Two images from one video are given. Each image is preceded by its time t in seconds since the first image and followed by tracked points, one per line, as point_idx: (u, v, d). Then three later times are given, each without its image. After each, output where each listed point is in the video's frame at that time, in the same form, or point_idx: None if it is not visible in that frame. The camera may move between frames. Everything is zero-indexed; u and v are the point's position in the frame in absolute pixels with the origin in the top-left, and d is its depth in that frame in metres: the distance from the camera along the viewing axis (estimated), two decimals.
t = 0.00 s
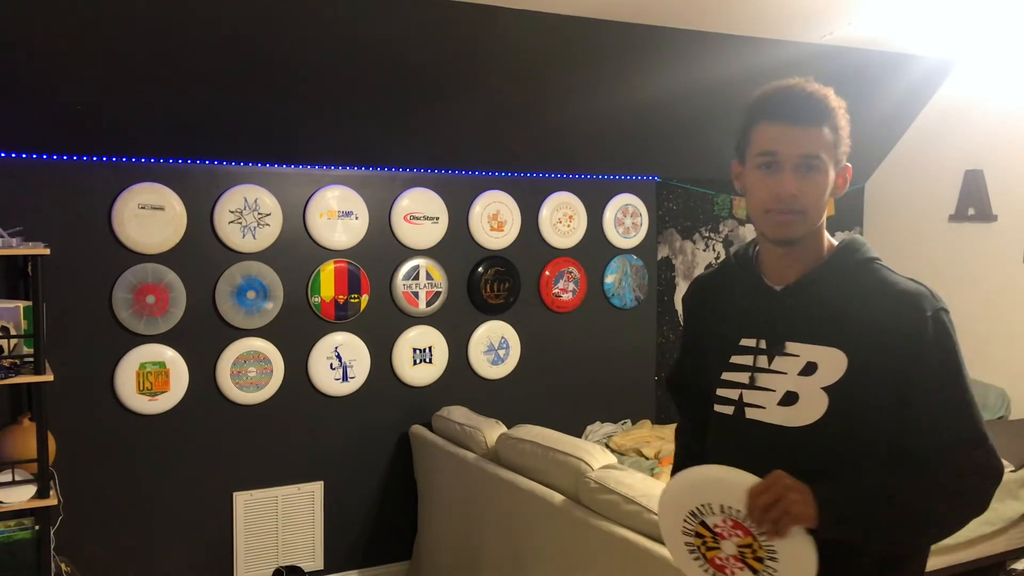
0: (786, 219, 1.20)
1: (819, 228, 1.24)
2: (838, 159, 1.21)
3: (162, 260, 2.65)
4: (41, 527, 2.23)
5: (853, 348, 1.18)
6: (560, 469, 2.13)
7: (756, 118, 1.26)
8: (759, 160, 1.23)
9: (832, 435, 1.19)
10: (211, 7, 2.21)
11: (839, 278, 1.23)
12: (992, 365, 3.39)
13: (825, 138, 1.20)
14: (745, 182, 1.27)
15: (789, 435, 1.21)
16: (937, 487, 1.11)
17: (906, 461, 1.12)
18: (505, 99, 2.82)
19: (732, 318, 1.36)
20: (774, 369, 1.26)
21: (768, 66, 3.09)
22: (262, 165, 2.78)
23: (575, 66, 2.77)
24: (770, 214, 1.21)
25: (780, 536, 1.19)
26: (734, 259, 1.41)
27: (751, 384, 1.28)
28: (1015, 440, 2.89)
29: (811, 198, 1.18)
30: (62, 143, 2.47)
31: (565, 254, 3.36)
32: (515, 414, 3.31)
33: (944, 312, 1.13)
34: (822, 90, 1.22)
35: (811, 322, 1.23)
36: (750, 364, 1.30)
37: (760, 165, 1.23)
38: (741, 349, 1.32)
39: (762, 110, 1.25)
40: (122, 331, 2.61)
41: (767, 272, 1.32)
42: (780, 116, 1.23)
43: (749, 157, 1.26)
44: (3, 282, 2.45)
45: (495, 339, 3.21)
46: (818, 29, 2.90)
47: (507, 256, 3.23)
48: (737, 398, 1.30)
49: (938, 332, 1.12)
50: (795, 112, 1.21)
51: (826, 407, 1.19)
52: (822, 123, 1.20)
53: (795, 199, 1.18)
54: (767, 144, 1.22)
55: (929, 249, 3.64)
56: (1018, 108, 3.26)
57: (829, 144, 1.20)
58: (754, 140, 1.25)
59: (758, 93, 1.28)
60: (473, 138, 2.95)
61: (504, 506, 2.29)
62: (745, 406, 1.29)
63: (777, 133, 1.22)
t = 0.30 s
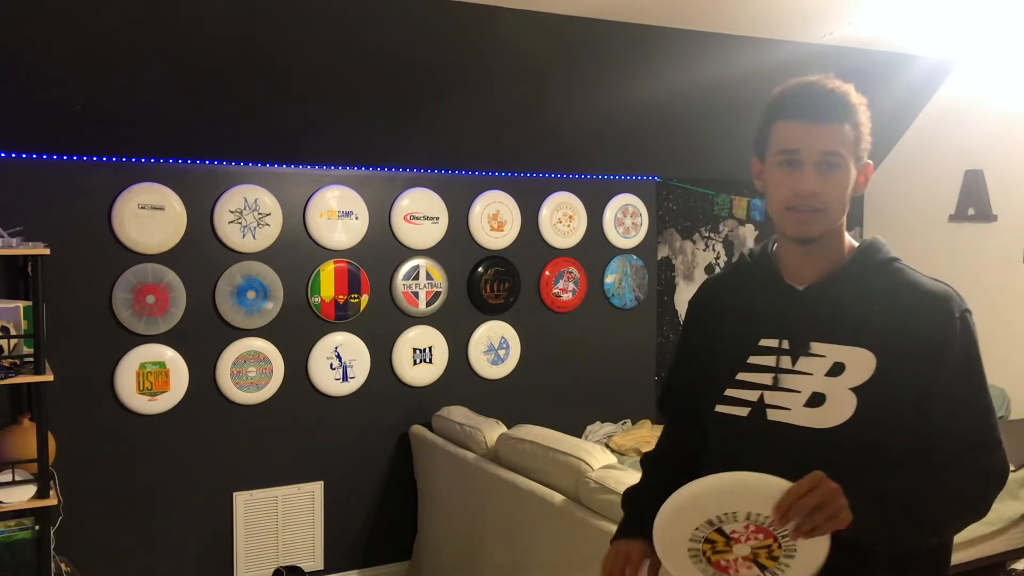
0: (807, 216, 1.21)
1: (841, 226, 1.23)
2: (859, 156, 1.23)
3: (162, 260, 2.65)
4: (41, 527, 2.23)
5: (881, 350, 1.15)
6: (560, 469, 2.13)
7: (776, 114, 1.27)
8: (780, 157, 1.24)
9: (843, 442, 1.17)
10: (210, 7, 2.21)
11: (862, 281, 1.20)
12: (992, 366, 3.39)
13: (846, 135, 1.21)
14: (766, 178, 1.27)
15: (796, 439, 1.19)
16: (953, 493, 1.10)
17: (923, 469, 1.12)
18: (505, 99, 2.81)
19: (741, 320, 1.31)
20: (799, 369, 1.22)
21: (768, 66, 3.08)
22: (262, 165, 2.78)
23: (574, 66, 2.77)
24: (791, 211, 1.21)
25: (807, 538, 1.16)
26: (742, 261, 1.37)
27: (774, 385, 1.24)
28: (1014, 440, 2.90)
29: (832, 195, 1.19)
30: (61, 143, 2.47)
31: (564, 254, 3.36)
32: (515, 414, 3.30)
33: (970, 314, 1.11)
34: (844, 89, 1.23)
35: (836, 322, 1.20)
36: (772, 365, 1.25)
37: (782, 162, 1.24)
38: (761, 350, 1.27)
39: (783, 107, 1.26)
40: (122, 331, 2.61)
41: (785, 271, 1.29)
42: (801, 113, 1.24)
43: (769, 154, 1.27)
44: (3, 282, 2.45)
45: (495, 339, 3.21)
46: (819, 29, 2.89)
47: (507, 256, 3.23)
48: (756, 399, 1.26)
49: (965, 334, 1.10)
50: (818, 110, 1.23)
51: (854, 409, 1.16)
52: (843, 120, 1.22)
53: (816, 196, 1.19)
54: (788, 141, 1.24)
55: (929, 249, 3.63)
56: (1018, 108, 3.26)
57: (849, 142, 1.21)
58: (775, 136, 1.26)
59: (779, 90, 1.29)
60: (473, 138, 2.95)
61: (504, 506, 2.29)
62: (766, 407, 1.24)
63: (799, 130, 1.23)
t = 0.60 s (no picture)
0: (832, 211, 1.13)
1: (865, 223, 1.15)
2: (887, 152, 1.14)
3: (162, 260, 2.65)
4: (41, 527, 2.23)
5: (909, 349, 1.09)
6: (560, 469, 2.13)
7: (800, 107, 1.18)
8: (804, 151, 1.16)
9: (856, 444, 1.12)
10: (211, 7, 2.21)
11: (885, 282, 1.14)
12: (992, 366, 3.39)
13: (873, 130, 1.13)
14: (787, 174, 1.18)
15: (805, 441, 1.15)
16: (959, 493, 1.09)
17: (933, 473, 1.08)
18: (505, 99, 2.82)
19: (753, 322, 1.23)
20: (823, 370, 1.15)
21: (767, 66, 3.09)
22: (262, 165, 2.78)
23: (575, 66, 2.77)
24: (815, 206, 1.14)
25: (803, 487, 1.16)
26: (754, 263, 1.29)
27: (798, 387, 1.17)
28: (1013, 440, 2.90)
29: (858, 192, 1.11)
30: (61, 143, 2.47)
31: (564, 254, 3.36)
32: (515, 413, 3.30)
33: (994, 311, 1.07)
34: (872, 82, 1.14)
35: (861, 322, 1.13)
36: (795, 366, 1.17)
37: (805, 156, 1.15)
38: (781, 351, 1.19)
39: (807, 99, 1.17)
40: (122, 331, 2.61)
41: (803, 268, 1.21)
42: (828, 106, 1.15)
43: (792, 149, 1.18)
44: (3, 283, 2.45)
45: (495, 339, 3.21)
46: (818, 29, 2.90)
47: (507, 256, 3.23)
48: (780, 401, 1.19)
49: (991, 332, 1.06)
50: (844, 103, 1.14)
51: (883, 407, 1.10)
52: (872, 115, 1.13)
53: (842, 191, 1.11)
54: (812, 135, 1.15)
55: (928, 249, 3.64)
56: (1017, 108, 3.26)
57: (878, 136, 1.13)
58: (798, 129, 1.17)
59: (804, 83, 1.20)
60: (473, 138, 2.95)
61: (504, 506, 2.29)
62: (790, 409, 1.18)
63: (824, 124, 1.14)
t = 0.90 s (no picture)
0: (841, 210, 1.15)
1: (876, 222, 1.17)
2: (897, 149, 1.13)
3: (162, 260, 2.65)
4: (41, 527, 2.23)
5: (920, 343, 1.11)
6: (560, 469, 2.14)
7: (809, 103, 1.18)
8: (812, 150, 1.16)
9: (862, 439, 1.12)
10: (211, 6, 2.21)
11: (897, 277, 1.16)
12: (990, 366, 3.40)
13: (881, 128, 1.13)
14: (796, 172, 1.19)
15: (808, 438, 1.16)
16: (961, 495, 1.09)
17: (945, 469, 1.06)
18: (505, 99, 2.82)
19: (760, 321, 1.26)
20: (833, 367, 1.18)
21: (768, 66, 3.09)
22: (262, 165, 2.78)
23: (574, 66, 2.77)
24: (825, 205, 1.16)
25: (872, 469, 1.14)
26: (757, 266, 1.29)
27: (808, 384, 1.20)
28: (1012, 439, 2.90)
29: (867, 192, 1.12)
30: (61, 143, 2.47)
31: (564, 254, 3.37)
32: (515, 413, 3.30)
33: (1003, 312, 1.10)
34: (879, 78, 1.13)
35: (870, 320, 1.16)
36: (805, 363, 1.21)
37: (813, 155, 1.16)
38: (790, 348, 1.22)
39: (815, 98, 1.17)
40: (122, 331, 2.61)
41: (813, 264, 1.22)
42: (838, 104, 1.15)
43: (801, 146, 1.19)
44: (2, 283, 2.45)
45: (495, 339, 3.20)
46: (819, 29, 2.90)
47: (507, 256, 3.23)
48: (788, 399, 1.21)
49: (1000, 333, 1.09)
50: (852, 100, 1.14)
51: (891, 404, 1.12)
52: (881, 113, 1.13)
53: (850, 190, 1.13)
54: (821, 134, 1.15)
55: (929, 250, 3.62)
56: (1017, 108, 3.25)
57: (885, 134, 1.13)
58: (808, 127, 1.17)
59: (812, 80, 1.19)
60: (473, 138, 2.95)
61: (504, 506, 2.29)
62: (799, 407, 1.20)
63: (833, 122, 1.15)
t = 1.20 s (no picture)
0: (839, 214, 1.12)
1: (875, 222, 1.15)
2: (892, 151, 1.14)
3: (162, 260, 2.65)
4: (41, 527, 2.23)
5: (915, 343, 1.06)
6: (560, 469, 2.13)
7: (806, 108, 1.18)
8: (809, 153, 1.16)
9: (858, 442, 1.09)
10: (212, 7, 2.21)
11: (892, 277, 1.12)
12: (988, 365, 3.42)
13: (877, 130, 1.13)
14: (794, 175, 1.19)
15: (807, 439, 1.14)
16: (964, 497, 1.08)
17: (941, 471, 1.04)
18: (507, 100, 2.82)
19: (757, 319, 1.21)
20: (826, 365, 1.13)
21: (768, 66, 3.09)
22: (262, 165, 2.78)
23: (575, 67, 2.77)
24: (823, 208, 1.13)
25: None
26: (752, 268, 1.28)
27: (800, 382, 1.14)
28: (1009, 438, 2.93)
29: (864, 194, 1.11)
30: (61, 144, 2.47)
31: (564, 254, 3.37)
32: (515, 413, 3.30)
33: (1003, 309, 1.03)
34: (875, 83, 1.14)
35: (863, 317, 1.12)
36: (797, 361, 1.16)
37: (810, 158, 1.16)
38: (783, 346, 1.18)
39: (812, 102, 1.17)
40: (122, 331, 2.61)
41: (812, 264, 1.21)
42: (833, 106, 1.15)
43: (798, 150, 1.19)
44: (2, 283, 2.45)
45: (495, 339, 3.21)
46: (819, 29, 2.91)
47: (507, 256, 3.23)
48: (781, 397, 1.16)
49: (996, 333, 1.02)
50: (849, 104, 1.14)
51: (883, 403, 1.07)
52: (877, 114, 1.13)
53: (849, 193, 1.11)
54: (818, 136, 1.15)
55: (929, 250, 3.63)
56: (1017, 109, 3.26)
57: (881, 137, 1.13)
58: (804, 131, 1.17)
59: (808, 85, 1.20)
60: (473, 138, 2.96)
61: (504, 506, 2.29)
62: (791, 405, 1.15)
63: (830, 125, 1.14)
